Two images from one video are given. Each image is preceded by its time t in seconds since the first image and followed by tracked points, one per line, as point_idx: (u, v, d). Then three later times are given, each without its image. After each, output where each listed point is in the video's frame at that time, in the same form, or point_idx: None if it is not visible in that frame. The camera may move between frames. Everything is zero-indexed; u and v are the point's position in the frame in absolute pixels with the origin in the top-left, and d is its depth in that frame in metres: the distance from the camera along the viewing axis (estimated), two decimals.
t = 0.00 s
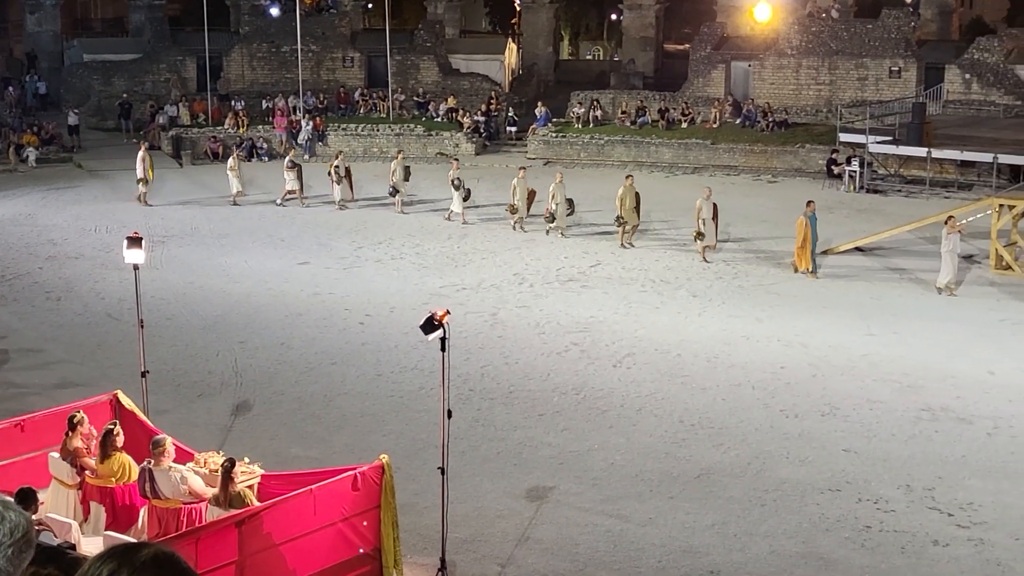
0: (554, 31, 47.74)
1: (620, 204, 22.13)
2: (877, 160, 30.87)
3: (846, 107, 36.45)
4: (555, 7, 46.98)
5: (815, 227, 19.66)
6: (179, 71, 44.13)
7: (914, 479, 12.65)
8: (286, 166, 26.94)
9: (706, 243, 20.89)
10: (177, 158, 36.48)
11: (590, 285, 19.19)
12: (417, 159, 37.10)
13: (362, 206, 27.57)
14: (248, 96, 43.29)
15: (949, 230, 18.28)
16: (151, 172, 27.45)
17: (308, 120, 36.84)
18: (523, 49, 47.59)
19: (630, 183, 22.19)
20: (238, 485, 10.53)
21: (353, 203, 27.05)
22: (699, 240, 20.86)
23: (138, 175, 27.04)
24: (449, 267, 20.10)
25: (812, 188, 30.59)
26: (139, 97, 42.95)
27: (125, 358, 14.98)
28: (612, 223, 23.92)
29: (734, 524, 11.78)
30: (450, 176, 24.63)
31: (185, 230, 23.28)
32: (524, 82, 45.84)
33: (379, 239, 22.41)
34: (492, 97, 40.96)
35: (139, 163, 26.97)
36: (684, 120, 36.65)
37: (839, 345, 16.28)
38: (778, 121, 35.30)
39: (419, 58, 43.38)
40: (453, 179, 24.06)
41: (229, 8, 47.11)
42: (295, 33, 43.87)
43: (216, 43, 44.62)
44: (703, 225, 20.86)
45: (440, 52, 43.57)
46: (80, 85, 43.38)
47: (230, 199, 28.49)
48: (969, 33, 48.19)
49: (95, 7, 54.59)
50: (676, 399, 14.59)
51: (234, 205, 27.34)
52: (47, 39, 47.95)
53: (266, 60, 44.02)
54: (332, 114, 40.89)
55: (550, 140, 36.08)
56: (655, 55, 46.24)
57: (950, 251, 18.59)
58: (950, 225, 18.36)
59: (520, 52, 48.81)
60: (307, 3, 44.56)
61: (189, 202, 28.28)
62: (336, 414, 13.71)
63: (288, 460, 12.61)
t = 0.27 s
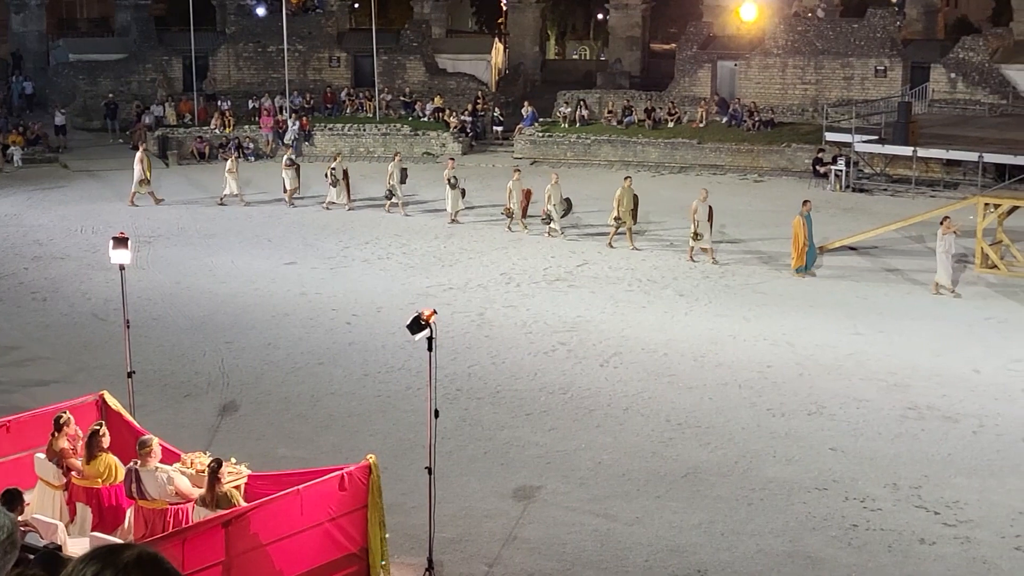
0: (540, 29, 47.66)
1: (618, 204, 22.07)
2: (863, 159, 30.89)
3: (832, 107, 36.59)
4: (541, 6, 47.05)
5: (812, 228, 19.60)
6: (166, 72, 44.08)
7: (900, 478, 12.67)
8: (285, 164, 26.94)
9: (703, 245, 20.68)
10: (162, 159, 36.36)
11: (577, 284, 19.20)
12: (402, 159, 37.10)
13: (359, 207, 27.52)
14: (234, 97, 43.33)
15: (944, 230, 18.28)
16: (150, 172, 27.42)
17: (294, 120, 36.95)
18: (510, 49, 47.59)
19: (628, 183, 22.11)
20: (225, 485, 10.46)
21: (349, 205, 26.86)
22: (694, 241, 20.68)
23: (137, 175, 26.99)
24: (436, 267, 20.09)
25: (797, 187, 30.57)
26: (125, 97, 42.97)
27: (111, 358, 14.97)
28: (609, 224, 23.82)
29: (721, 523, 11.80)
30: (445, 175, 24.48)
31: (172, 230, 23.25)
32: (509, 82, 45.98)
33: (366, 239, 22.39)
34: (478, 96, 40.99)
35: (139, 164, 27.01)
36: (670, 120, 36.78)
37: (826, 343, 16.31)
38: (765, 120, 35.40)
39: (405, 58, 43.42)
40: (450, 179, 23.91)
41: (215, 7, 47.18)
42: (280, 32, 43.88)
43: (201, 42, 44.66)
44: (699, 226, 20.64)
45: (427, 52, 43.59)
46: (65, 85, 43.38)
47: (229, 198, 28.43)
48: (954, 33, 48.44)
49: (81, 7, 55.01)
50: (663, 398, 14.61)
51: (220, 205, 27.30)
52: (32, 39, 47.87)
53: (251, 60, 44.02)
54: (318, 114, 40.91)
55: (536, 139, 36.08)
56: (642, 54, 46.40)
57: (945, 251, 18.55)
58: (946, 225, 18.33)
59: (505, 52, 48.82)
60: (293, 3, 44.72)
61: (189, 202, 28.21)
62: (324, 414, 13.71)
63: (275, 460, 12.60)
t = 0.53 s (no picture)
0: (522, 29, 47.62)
1: (609, 204, 22.01)
2: (843, 159, 30.66)
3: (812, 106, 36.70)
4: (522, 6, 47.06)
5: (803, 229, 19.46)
6: (146, 71, 44.06)
7: (881, 476, 12.70)
8: (277, 163, 26.78)
9: (692, 246, 20.58)
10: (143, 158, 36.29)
11: (558, 284, 19.20)
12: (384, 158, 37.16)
13: (350, 208, 27.33)
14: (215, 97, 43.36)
15: (933, 232, 18.21)
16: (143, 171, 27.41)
17: (275, 119, 36.82)
18: (491, 48, 47.51)
19: (619, 183, 22.04)
20: (206, 485, 10.24)
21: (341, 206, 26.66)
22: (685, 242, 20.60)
23: (131, 173, 26.95)
24: (418, 267, 20.08)
25: (778, 186, 30.69)
26: (105, 97, 42.93)
27: (91, 358, 14.94)
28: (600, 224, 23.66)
29: (702, 522, 11.81)
30: (436, 175, 24.29)
31: (152, 229, 23.22)
32: (491, 82, 45.61)
33: (347, 239, 22.37)
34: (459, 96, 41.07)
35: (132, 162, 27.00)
36: (651, 119, 36.92)
37: (806, 342, 16.34)
38: (745, 120, 35.50)
39: (386, 57, 43.46)
40: (440, 179, 23.73)
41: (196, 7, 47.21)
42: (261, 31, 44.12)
43: (182, 43, 44.69)
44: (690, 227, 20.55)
45: (408, 52, 43.66)
46: (45, 84, 43.36)
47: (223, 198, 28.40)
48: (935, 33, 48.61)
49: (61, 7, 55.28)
50: (644, 397, 14.62)
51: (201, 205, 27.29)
52: (12, 38, 47.77)
53: (232, 59, 44.25)
54: (299, 114, 40.88)
55: (517, 139, 36.07)
56: (624, 54, 46.52)
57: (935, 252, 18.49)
58: (936, 226, 18.25)
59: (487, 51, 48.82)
60: (273, 3, 44.82)
61: (183, 202, 28.14)
62: (305, 414, 13.71)
63: (255, 460, 12.58)
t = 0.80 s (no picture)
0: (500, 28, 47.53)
1: (595, 206, 21.91)
2: (820, 159, 31.07)
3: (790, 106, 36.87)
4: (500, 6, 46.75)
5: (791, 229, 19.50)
6: (122, 71, 43.77)
7: (858, 475, 12.75)
8: (265, 164, 26.60)
9: (679, 247, 20.42)
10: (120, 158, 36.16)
11: (536, 284, 19.21)
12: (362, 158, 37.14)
13: (337, 209, 27.13)
14: (192, 96, 43.25)
15: (917, 231, 18.21)
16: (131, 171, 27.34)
17: (252, 119, 36.72)
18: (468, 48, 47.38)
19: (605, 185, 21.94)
20: (184, 486, 10.10)
21: (329, 207, 26.54)
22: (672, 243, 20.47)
23: (117, 173, 26.86)
24: (396, 267, 20.05)
25: (755, 185, 30.87)
26: (81, 97, 42.72)
27: (67, 359, 14.88)
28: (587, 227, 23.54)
29: (680, 521, 11.84)
30: (424, 177, 24.14)
31: (128, 230, 23.13)
32: (469, 81, 45.89)
33: (325, 239, 22.32)
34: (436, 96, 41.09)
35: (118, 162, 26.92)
36: (629, 119, 37.06)
37: (783, 341, 16.40)
38: (722, 120, 35.67)
39: (364, 57, 43.44)
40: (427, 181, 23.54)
41: (172, 6, 47.12)
42: (239, 32, 43.95)
43: (158, 42, 44.81)
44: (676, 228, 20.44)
45: (385, 52, 43.61)
46: (20, 84, 43.09)
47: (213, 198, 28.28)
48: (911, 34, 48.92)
49: (37, 7, 55.36)
50: (622, 397, 14.64)
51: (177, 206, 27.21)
52: None
53: (209, 59, 44.02)
54: (277, 113, 40.85)
55: (494, 139, 36.08)
56: (601, 54, 46.67)
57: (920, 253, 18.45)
58: (919, 225, 18.26)
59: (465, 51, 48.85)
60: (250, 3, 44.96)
61: (173, 202, 28.05)
62: (282, 414, 13.68)
63: (233, 461, 12.54)
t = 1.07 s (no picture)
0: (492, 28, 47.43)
1: (595, 208, 21.85)
2: (811, 158, 31.33)
3: (781, 105, 36.96)
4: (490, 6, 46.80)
5: (792, 230, 19.43)
6: (112, 70, 43.95)
7: (849, 473, 12.77)
8: (266, 164, 26.45)
9: (680, 250, 20.32)
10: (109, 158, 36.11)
11: (528, 283, 19.21)
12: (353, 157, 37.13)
13: (339, 208, 26.96)
14: (183, 96, 43.24)
15: (919, 233, 18.11)
16: (134, 171, 27.27)
17: (242, 120, 36.88)
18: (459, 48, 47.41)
19: (605, 187, 21.85)
20: (175, 487, 10.08)
21: (330, 206, 26.43)
22: (672, 246, 20.35)
23: (120, 174, 26.81)
24: (387, 267, 20.03)
25: (745, 185, 30.95)
26: (71, 97, 42.64)
27: (57, 360, 14.84)
28: (589, 227, 23.42)
29: (672, 520, 11.85)
30: (423, 179, 23.95)
31: (118, 230, 23.08)
32: (460, 81, 45.85)
33: (316, 239, 22.30)
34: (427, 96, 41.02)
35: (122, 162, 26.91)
36: (620, 119, 37.13)
37: (774, 340, 16.42)
38: (714, 119, 35.78)
39: (355, 57, 43.42)
40: (428, 183, 23.41)
41: (162, 6, 47.05)
42: (228, 31, 43.94)
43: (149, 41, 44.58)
44: (677, 230, 20.28)
45: (376, 51, 43.60)
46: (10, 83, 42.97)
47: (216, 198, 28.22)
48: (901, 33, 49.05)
49: (27, 6, 55.47)
50: (614, 396, 14.64)
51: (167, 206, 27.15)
52: None
53: (199, 58, 44.09)
54: (267, 113, 40.75)
55: (486, 138, 36.14)
56: (592, 53, 46.75)
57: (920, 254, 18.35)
58: (920, 226, 18.12)
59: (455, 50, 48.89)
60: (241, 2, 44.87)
61: (173, 202, 28.00)
62: (274, 414, 13.66)
63: (224, 462, 12.51)
